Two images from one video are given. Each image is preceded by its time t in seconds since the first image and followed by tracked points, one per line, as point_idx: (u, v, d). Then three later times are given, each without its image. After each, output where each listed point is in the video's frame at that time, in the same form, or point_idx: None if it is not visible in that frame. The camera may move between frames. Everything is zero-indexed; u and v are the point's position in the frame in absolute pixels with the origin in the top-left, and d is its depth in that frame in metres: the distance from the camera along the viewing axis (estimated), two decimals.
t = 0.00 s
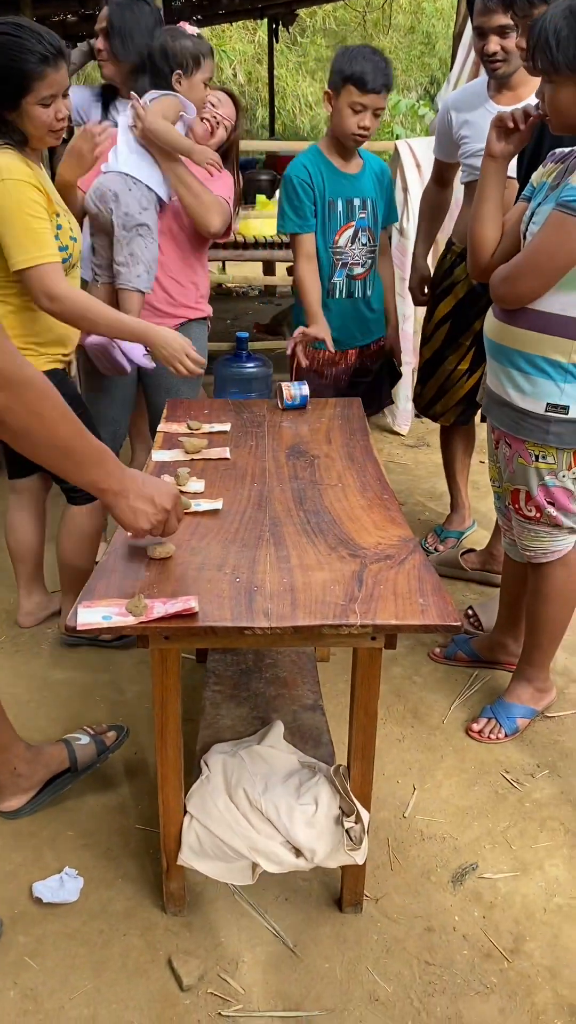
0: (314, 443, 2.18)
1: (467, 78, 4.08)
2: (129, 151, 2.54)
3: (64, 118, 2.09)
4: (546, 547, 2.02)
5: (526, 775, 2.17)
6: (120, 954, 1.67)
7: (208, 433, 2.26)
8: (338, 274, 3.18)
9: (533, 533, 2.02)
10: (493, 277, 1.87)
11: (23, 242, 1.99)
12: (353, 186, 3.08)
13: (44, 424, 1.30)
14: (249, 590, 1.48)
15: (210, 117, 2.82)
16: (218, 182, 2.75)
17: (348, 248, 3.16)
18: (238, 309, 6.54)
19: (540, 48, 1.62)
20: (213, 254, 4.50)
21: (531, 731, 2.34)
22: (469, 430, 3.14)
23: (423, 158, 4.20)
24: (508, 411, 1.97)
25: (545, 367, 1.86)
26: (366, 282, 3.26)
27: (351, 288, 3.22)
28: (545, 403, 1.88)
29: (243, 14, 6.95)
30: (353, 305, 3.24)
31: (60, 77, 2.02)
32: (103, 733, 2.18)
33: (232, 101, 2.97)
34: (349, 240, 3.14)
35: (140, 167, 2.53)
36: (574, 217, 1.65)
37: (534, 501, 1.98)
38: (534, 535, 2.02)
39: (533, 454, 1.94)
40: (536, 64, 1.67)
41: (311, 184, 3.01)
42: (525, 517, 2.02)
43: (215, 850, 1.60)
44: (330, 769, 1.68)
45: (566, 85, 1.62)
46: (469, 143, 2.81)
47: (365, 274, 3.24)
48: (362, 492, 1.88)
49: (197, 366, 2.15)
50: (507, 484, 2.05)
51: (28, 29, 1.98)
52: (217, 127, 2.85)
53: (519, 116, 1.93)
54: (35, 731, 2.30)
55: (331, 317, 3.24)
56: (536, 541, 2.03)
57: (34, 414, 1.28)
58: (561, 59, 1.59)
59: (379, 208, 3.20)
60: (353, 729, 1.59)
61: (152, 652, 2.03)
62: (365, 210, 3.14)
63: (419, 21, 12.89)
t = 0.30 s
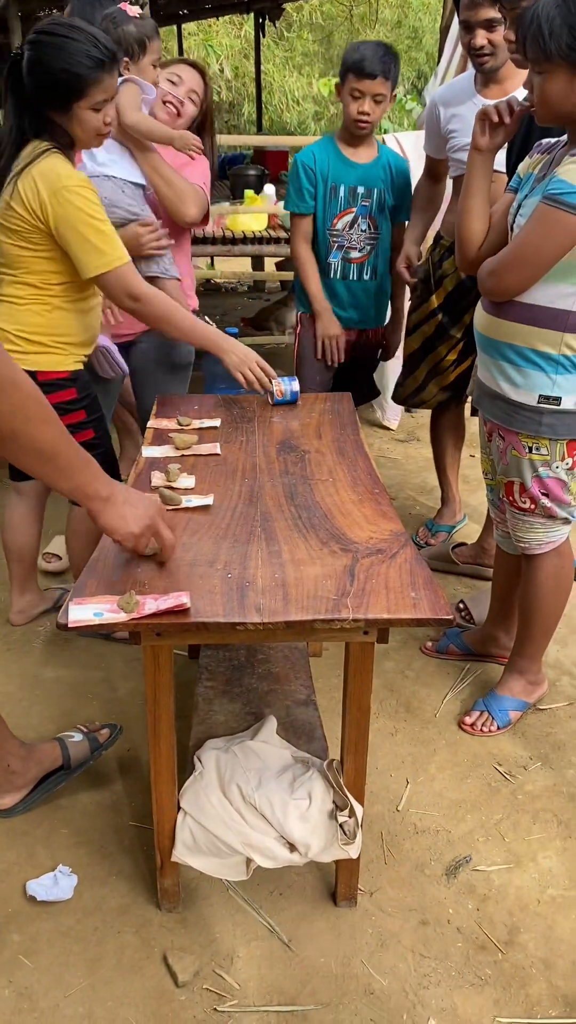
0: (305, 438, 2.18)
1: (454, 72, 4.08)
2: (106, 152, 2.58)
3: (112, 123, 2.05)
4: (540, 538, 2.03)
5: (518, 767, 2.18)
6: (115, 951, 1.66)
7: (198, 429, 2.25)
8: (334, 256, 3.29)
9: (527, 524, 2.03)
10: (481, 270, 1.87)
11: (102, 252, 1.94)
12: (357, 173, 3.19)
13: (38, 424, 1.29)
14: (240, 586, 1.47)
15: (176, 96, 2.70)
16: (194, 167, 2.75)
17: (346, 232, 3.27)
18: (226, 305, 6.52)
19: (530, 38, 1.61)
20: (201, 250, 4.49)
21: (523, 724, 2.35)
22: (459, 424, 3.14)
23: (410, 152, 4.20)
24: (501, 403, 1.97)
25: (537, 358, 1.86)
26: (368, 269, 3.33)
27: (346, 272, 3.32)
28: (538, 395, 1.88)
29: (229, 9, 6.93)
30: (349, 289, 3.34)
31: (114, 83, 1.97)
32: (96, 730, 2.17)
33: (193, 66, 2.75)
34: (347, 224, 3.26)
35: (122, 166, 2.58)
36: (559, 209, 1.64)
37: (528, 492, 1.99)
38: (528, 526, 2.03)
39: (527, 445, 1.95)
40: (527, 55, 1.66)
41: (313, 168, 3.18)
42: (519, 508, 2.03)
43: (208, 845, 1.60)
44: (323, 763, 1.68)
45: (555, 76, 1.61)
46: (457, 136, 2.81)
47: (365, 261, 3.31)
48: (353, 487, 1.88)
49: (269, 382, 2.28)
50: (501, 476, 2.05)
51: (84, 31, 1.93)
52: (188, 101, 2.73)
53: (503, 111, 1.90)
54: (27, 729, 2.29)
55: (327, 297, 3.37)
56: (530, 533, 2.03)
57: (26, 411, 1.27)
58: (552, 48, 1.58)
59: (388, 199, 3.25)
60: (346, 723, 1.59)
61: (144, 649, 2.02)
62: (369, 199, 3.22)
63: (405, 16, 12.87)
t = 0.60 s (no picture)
0: (296, 433, 2.17)
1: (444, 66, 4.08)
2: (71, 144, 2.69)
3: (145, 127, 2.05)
4: (534, 531, 2.03)
5: (512, 761, 2.19)
6: (109, 948, 1.66)
7: (189, 425, 2.25)
8: (328, 245, 3.36)
9: (522, 517, 2.03)
10: (475, 266, 1.86)
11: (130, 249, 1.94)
12: (355, 166, 3.25)
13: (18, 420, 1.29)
14: (232, 581, 1.47)
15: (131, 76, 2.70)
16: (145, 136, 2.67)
17: (341, 222, 3.33)
18: (217, 301, 6.50)
19: (523, 26, 1.60)
20: (191, 246, 4.47)
21: (516, 718, 2.35)
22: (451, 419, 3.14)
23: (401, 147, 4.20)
24: (497, 397, 1.97)
25: (532, 351, 1.86)
26: (361, 259, 3.37)
27: (340, 261, 3.37)
28: (537, 387, 1.88)
29: (217, 4, 6.89)
30: (342, 277, 3.39)
31: (147, 87, 1.97)
32: (89, 728, 2.17)
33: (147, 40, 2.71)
34: (343, 215, 3.32)
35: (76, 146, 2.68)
36: (556, 203, 1.64)
37: (524, 486, 1.99)
38: (524, 520, 2.03)
39: (525, 438, 1.95)
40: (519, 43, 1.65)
41: (311, 159, 3.28)
42: (516, 501, 2.02)
43: (203, 842, 1.59)
44: (317, 759, 1.68)
45: (547, 65, 1.61)
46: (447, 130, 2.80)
47: (357, 251, 3.36)
48: (345, 482, 1.88)
49: (274, 391, 2.37)
50: (496, 469, 2.05)
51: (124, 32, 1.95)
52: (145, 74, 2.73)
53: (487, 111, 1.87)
54: (19, 727, 2.28)
55: (320, 283, 3.42)
56: (527, 525, 2.03)
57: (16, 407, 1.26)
58: (553, 32, 1.56)
59: (385, 193, 3.27)
60: (339, 718, 1.59)
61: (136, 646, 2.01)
62: (364, 191, 3.27)
63: (394, 11, 12.84)
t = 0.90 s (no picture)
0: (288, 429, 2.17)
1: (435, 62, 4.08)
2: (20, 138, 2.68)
3: (169, 131, 1.96)
4: (530, 527, 2.04)
5: (504, 755, 2.19)
6: (103, 946, 1.66)
7: (181, 422, 2.24)
8: (335, 232, 3.57)
9: (519, 513, 2.04)
10: (475, 263, 1.86)
11: (100, 258, 1.95)
12: (357, 156, 3.42)
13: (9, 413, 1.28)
14: (224, 578, 1.47)
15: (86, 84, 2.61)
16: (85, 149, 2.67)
17: (344, 210, 3.52)
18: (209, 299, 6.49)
19: (514, 20, 1.59)
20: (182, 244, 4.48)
21: (509, 713, 2.36)
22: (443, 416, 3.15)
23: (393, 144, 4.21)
24: (495, 393, 1.97)
25: (532, 346, 1.87)
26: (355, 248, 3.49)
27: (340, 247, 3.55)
28: (538, 382, 1.88)
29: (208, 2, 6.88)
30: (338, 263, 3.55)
31: (160, 90, 1.88)
32: (82, 726, 2.17)
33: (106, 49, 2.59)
34: (345, 203, 3.50)
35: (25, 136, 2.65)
36: (556, 198, 1.64)
37: (522, 481, 1.99)
38: (520, 515, 2.04)
39: (525, 434, 1.95)
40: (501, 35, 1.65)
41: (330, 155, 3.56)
42: (513, 496, 2.03)
43: (198, 839, 1.60)
44: (309, 755, 1.68)
45: (540, 60, 1.61)
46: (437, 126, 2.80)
47: (353, 239, 3.50)
48: (336, 478, 1.88)
49: (241, 390, 2.37)
50: (494, 465, 2.06)
51: (147, 33, 1.87)
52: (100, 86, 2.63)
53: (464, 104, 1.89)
54: (12, 725, 2.28)
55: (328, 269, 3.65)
56: (524, 520, 2.04)
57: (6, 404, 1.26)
58: (549, 27, 1.56)
59: (380, 186, 3.37)
60: (331, 714, 1.59)
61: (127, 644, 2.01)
62: (361, 179, 3.42)
63: (385, 8, 12.83)
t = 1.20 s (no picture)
0: (282, 427, 2.18)
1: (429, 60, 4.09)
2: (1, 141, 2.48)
3: (214, 133, 1.95)
4: (525, 523, 2.05)
5: (500, 752, 2.20)
6: (101, 945, 1.66)
7: (175, 421, 2.24)
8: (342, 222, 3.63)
9: (514, 509, 2.04)
10: (472, 261, 1.86)
11: (102, 231, 2.03)
12: (359, 147, 3.48)
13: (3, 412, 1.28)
14: (219, 576, 1.47)
15: (64, 85, 2.49)
16: (65, 151, 2.53)
17: (348, 200, 3.58)
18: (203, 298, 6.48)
19: (517, 18, 1.59)
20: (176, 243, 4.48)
21: (504, 709, 2.36)
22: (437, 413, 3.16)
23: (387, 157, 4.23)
24: (492, 390, 1.97)
25: (529, 343, 1.87)
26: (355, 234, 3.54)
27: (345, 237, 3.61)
28: (535, 378, 1.89)
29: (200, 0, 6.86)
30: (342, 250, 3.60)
31: (202, 90, 1.89)
32: (78, 726, 2.17)
33: (82, 49, 2.49)
34: (349, 193, 3.57)
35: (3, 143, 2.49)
36: (554, 195, 1.64)
37: (518, 478, 2.00)
38: (515, 511, 2.04)
39: (521, 430, 1.95)
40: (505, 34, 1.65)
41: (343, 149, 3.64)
42: (508, 493, 2.04)
43: (194, 836, 1.60)
44: (305, 752, 1.69)
45: (541, 57, 1.61)
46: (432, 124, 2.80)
47: (353, 226, 3.56)
48: (331, 476, 1.88)
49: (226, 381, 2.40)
50: (489, 462, 2.06)
51: (203, 33, 1.89)
52: (77, 88, 2.51)
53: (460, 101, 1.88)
54: (8, 725, 2.28)
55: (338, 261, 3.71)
56: (519, 516, 2.04)
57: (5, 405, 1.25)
58: (552, 25, 1.57)
59: (376, 172, 3.41)
60: (327, 710, 1.59)
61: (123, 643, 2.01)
62: (361, 168, 3.47)
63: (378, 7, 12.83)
